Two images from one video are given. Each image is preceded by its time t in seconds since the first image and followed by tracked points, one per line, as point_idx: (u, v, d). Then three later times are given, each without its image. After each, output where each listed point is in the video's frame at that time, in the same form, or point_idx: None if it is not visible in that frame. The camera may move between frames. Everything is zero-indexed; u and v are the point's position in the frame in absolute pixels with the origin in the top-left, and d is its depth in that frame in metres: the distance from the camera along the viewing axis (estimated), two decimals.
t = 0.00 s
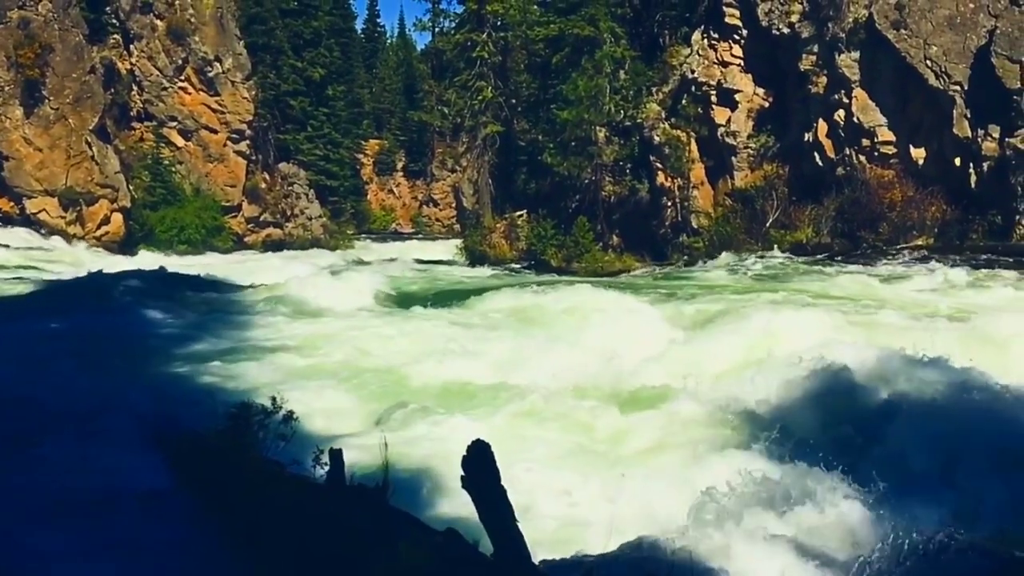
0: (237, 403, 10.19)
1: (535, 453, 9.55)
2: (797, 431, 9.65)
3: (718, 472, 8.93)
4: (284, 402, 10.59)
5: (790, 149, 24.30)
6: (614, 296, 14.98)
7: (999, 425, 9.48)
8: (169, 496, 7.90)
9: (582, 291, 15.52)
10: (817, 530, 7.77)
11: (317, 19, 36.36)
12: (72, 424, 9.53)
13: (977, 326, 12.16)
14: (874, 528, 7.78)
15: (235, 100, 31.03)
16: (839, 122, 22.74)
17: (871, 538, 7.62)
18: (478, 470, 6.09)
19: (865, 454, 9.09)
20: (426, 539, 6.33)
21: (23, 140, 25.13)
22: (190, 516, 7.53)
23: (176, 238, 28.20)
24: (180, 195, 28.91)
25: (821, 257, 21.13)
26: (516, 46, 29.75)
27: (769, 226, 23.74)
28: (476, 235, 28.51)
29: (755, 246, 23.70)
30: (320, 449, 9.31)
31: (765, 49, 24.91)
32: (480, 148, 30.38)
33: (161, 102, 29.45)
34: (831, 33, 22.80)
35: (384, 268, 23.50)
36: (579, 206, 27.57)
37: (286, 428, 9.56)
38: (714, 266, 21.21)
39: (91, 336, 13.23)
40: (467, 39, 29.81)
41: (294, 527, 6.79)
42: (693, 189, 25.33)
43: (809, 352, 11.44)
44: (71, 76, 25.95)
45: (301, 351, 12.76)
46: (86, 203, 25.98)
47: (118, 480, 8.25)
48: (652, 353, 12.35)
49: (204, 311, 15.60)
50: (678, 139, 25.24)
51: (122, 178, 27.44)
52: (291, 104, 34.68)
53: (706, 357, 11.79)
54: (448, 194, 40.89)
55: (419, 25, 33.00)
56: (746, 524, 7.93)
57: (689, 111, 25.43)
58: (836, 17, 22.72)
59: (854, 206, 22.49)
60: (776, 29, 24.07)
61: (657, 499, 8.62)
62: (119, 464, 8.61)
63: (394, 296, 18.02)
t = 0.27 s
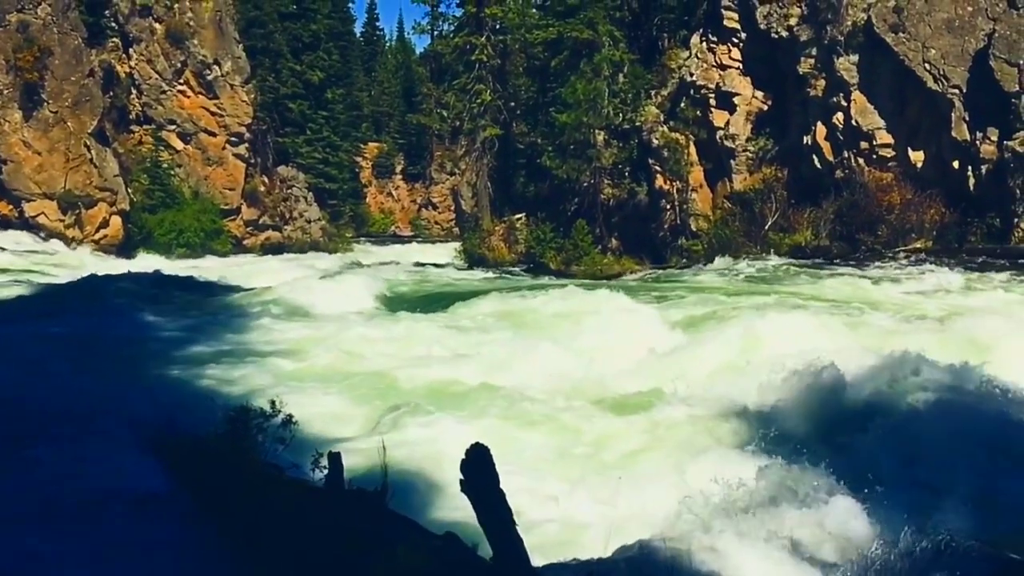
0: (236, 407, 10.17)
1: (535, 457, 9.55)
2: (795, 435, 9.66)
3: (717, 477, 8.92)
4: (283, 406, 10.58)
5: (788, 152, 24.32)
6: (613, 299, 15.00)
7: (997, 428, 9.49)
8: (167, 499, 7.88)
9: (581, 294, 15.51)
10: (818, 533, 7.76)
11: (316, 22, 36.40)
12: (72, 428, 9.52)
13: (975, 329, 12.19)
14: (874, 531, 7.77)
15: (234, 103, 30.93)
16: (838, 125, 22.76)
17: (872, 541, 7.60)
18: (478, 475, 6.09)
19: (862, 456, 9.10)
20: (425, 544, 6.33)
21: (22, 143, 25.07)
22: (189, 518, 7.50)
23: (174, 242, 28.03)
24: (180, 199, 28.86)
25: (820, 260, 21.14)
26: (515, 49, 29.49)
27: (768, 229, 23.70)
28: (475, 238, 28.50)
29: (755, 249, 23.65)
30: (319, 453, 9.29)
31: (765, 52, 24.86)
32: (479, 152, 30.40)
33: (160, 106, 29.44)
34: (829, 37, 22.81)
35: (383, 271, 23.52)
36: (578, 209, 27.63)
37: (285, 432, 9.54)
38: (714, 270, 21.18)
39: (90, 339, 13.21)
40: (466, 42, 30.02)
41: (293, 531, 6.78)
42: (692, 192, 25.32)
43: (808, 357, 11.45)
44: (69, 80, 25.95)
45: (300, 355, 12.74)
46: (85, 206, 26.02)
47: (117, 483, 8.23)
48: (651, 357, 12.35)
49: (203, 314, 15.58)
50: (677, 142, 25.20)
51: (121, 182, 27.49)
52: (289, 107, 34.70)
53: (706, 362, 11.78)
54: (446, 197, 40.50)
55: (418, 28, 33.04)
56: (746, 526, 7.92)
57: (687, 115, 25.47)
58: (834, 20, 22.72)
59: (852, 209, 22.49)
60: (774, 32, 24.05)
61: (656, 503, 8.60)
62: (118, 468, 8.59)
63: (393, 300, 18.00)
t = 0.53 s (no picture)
0: (236, 410, 10.16)
1: (535, 459, 9.54)
2: (793, 436, 9.65)
3: (718, 480, 8.91)
4: (282, 408, 10.58)
5: (788, 154, 24.32)
6: (612, 301, 14.98)
7: (993, 428, 9.51)
8: (165, 501, 7.84)
9: (580, 297, 15.50)
10: (817, 535, 7.75)
11: (316, 25, 36.43)
12: (72, 430, 9.50)
13: (974, 330, 12.20)
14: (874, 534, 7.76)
15: (233, 105, 30.89)
16: (837, 127, 22.77)
17: (871, 543, 7.59)
18: (475, 477, 6.08)
19: (860, 456, 9.10)
20: (424, 547, 6.31)
21: (21, 145, 25.05)
22: (189, 519, 7.45)
23: (173, 244, 28.06)
24: (179, 201, 28.87)
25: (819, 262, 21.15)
26: (514, 51, 29.66)
27: (767, 231, 23.68)
28: (475, 240, 28.54)
29: (754, 251, 23.64)
30: (318, 456, 9.28)
31: (764, 55, 24.86)
32: (478, 154, 30.41)
33: (160, 108, 29.45)
34: (828, 39, 22.83)
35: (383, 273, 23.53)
36: (577, 211, 27.66)
37: (284, 435, 9.53)
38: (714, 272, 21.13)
39: (88, 342, 13.17)
40: (466, 44, 29.99)
41: (291, 534, 6.78)
42: (691, 195, 25.32)
43: (808, 361, 11.44)
44: (69, 82, 25.96)
45: (300, 358, 12.72)
46: (84, 208, 26.02)
47: (117, 486, 8.19)
48: (651, 359, 12.34)
49: (203, 316, 15.58)
50: (676, 144, 25.23)
51: (120, 184, 27.48)
52: (289, 109, 34.71)
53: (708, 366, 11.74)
54: (446, 199, 40.56)
55: (417, 31, 33.06)
56: (746, 529, 7.91)
57: (686, 117, 25.49)
58: (833, 23, 22.74)
59: (852, 211, 22.50)
60: (773, 35, 24.05)
61: (656, 505, 8.58)
62: (119, 471, 8.56)
63: (392, 302, 17.98)
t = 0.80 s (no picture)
0: (235, 412, 10.16)
1: (533, 461, 9.55)
2: (792, 439, 9.64)
3: (717, 482, 8.89)
4: (281, 410, 10.58)
5: (787, 155, 24.33)
6: (612, 303, 14.99)
7: (993, 428, 9.51)
8: (164, 503, 7.82)
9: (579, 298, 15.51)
10: (815, 535, 7.76)
11: (315, 26, 36.44)
12: (72, 432, 9.51)
13: (973, 332, 12.19)
14: (873, 534, 7.76)
15: (232, 107, 30.86)
16: (836, 129, 22.77)
17: (869, 543, 7.60)
18: (474, 478, 6.07)
19: (860, 459, 9.08)
20: (423, 549, 6.30)
21: (20, 147, 25.08)
22: (187, 521, 7.45)
23: (173, 245, 28.07)
24: (178, 202, 28.90)
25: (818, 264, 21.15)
26: (513, 53, 29.70)
27: (766, 232, 23.71)
28: (474, 241, 28.59)
29: (753, 253, 23.68)
30: (317, 458, 9.28)
31: (763, 57, 24.86)
32: (477, 155, 30.41)
33: (159, 110, 29.42)
34: (827, 41, 22.84)
35: (382, 275, 23.56)
36: (576, 213, 27.68)
37: (283, 437, 9.52)
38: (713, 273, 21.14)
39: (87, 344, 13.17)
40: (465, 46, 29.90)
41: (291, 535, 6.78)
42: (690, 196, 25.32)
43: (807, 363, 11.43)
44: (68, 84, 25.94)
45: (299, 359, 12.72)
46: (83, 210, 26.01)
47: (116, 488, 8.20)
48: (651, 361, 12.33)
49: (203, 318, 15.58)
50: (675, 146, 25.24)
51: (119, 186, 27.48)
52: (288, 111, 34.69)
53: (707, 368, 11.73)
54: (446, 201, 40.53)
55: (416, 32, 33.07)
56: (744, 529, 7.91)
57: (685, 119, 25.52)
58: (832, 24, 22.76)
59: (850, 213, 22.53)
60: (772, 36, 24.04)
61: (655, 506, 8.58)
62: (119, 472, 8.56)
63: (391, 304, 18.00)
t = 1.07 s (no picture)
0: (234, 412, 10.16)
1: (532, 460, 9.55)
2: (791, 439, 9.66)
3: (715, 484, 8.88)
4: (280, 411, 10.58)
5: (786, 156, 24.34)
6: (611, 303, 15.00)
7: (991, 428, 9.52)
8: (164, 504, 7.82)
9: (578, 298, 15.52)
10: (814, 535, 7.77)
11: (314, 27, 36.45)
12: (71, 432, 9.51)
13: (972, 331, 12.15)
14: (872, 534, 7.77)
15: (231, 108, 30.86)
16: (834, 129, 22.79)
17: (868, 542, 7.61)
18: (473, 478, 6.08)
19: (857, 458, 9.11)
20: (423, 549, 6.30)
21: (19, 147, 25.07)
22: (185, 522, 7.46)
23: (172, 246, 28.07)
24: (177, 203, 28.92)
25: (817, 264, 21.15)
26: (512, 53, 29.71)
27: (765, 233, 23.73)
28: (473, 242, 28.63)
29: (751, 253, 23.69)
30: (316, 458, 9.28)
31: (762, 57, 24.86)
32: (476, 156, 30.38)
33: (157, 110, 29.40)
34: (826, 41, 22.86)
35: (380, 275, 23.57)
36: (575, 213, 27.71)
37: (281, 437, 9.53)
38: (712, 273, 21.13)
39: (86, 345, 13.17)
40: (464, 46, 29.84)
41: (290, 535, 6.79)
42: (689, 196, 25.35)
43: (806, 363, 11.45)
44: (66, 85, 25.92)
45: (298, 360, 12.72)
46: (82, 210, 25.99)
47: (114, 488, 8.20)
48: (650, 362, 12.30)
49: (201, 319, 15.58)
50: (674, 146, 25.27)
51: (118, 186, 27.48)
52: (286, 112, 34.65)
53: (706, 368, 11.73)
54: (444, 201, 40.52)
55: (415, 33, 33.07)
56: (743, 528, 7.92)
57: (684, 119, 25.54)
58: (831, 25, 22.78)
59: (849, 213, 22.56)
60: (771, 36, 24.05)
61: (654, 506, 8.59)
62: (117, 472, 8.56)
63: (390, 305, 18.00)
